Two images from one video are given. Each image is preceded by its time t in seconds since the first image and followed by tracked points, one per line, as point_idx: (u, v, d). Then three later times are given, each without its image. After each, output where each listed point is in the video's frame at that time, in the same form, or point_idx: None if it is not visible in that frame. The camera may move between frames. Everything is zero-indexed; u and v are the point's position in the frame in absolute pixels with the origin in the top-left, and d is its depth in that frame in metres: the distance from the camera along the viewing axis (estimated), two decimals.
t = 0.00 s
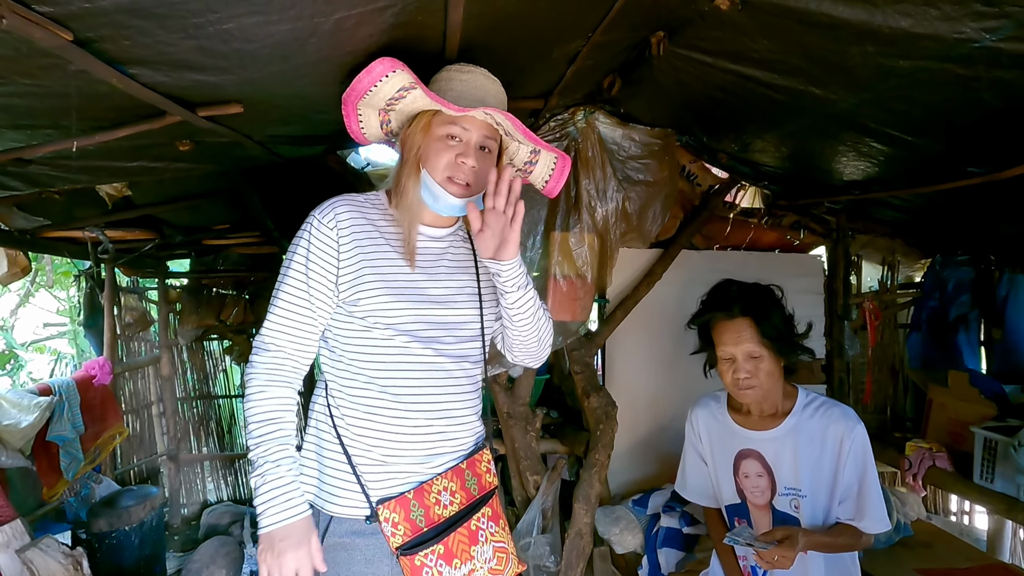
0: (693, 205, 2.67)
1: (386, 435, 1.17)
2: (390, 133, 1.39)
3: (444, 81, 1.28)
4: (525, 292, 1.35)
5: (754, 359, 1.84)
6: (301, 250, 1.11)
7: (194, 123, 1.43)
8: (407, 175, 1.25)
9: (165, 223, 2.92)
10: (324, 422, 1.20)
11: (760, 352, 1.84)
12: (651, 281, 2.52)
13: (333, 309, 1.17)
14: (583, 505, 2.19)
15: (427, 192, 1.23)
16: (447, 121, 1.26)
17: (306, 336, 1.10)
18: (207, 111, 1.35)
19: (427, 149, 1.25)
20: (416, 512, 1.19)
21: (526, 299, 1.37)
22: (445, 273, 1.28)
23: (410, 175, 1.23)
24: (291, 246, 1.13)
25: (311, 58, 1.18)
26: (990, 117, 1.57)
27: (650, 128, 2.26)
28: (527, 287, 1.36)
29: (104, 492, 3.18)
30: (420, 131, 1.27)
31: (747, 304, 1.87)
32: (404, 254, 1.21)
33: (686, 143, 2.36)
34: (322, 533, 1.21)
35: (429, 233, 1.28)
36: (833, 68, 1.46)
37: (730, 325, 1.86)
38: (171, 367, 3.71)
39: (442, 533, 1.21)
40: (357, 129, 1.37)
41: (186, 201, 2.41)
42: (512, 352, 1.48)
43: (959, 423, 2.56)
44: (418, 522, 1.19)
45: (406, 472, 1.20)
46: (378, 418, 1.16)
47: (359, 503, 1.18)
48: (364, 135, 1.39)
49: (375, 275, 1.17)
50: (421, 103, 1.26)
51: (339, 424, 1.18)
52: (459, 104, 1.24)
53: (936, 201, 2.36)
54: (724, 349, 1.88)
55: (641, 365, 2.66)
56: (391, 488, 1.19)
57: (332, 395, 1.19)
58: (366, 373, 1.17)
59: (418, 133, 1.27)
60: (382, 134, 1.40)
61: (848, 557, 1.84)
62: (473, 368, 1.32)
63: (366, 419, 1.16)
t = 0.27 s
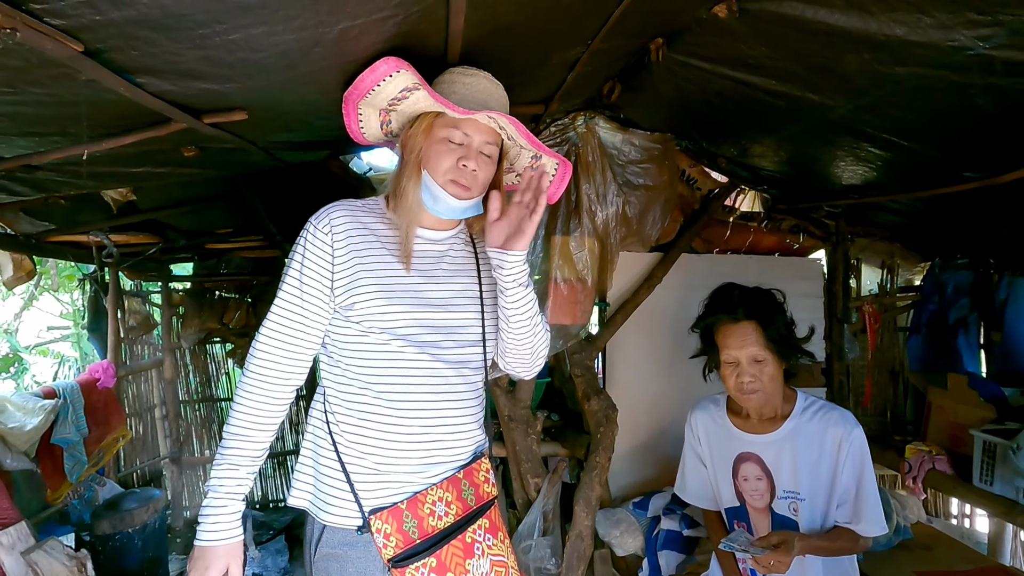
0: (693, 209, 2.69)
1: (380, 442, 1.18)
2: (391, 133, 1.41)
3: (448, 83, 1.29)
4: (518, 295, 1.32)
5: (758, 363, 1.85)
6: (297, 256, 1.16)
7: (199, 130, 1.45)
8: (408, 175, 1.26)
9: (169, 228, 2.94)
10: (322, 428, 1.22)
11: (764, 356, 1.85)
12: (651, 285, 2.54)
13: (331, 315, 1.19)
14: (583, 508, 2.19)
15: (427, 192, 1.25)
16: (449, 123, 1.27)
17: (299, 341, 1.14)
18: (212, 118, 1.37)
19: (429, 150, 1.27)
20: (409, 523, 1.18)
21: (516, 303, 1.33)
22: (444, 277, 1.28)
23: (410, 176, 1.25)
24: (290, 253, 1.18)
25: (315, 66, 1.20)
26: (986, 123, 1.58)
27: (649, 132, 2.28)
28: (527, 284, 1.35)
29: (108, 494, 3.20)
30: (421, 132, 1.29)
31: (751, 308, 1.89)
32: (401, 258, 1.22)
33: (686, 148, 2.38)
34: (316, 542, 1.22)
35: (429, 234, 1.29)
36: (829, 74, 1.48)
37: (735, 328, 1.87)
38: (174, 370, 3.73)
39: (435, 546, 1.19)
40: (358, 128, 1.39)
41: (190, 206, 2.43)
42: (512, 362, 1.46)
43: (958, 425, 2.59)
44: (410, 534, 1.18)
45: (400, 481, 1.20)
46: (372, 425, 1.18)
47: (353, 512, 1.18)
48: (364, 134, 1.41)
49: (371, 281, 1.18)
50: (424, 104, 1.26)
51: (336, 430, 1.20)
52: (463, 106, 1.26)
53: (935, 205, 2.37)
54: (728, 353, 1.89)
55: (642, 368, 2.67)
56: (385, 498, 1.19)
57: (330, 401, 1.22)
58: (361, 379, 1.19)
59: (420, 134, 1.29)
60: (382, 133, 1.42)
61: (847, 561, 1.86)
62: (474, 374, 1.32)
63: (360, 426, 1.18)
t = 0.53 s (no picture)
0: (694, 211, 2.70)
1: (375, 446, 1.18)
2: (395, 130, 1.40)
3: (459, 83, 1.31)
4: (508, 305, 1.33)
5: (762, 366, 1.87)
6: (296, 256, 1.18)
7: (205, 132, 1.47)
8: (415, 175, 1.25)
9: (173, 228, 2.95)
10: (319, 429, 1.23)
11: (768, 360, 1.87)
12: (653, 287, 2.55)
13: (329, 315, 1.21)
14: (585, 509, 2.20)
15: (435, 194, 1.24)
16: (459, 124, 1.26)
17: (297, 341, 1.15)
18: (217, 120, 1.39)
19: (437, 150, 1.25)
20: (402, 531, 1.19)
21: (514, 309, 1.34)
22: (445, 279, 1.29)
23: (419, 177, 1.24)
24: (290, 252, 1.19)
25: (320, 69, 1.21)
26: (987, 127, 1.59)
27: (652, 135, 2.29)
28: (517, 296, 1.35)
29: (111, 493, 3.22)
30: (430, 131, 1.27)
31: (757, 310, 1.88)
32: (402, 257, 1.24)
33: (688, 150, 2.39)
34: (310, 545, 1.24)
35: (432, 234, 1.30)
36: (831, 78, 1.49)
37: (739, 331, 1.88)
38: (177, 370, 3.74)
39: (428, 555, 1.20)
40: (363, 122, 1.38)
41: (193, 207, 2.44)
42: (510, 371, 1.46)
43: (959, 428, 2.66)
44: (404, 542, 1.19)
45: (393, 488, 1.21)
46: (367, 428, 1.18)
47: (346, 515, 1.19)
48: (368, 128, 1.40)
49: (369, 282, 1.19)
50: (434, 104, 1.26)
51: (332, 431, 1.21)
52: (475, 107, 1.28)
53: (936, 208, 2.38)
54: (732, 355, 1.90)
55: (644, 370, 2.68)
56: (379, 504, 1.20)
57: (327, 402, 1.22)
58: (357, 382, 1.19)
59: (429, 133, 1.27)
60: (387, 130, 1.41)
61: (848, 564, 1.86)
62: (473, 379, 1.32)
63: (355, 429, 1.18)
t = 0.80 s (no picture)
0: (691, 215, 2.71)
1: (374, 451, 1.18)
2: (393, 133, 1.41)
3: (457, 86, 1.31)
4: (508, 305, 1.33)
5: (760, 369, 1.88)
6: (295, 259, 1.17)
7: (203, 137, 1.47)
8: (414, 174, 1.25)
9: (171, 232, 2.96)
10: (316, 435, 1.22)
11: (767, 363, 1.88)
12: (650, 290, 2.56)
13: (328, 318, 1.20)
14: (582, 512, 2.21)
15: (434, 192, 1.24)
16: (458, 123, 1.27)
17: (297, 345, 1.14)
18: (216, 125, 1.39)
19: (436, 149, 1.26)
20: (401, 538, 1.20)
21: (513, 313, 1.35)
22: (444, 282, 1.30)
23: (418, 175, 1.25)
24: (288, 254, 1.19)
25: (318, 74, 1.22)
26: (980, 131, 1.60)
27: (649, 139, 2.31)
28: (519, 296, 1.36)
29: (108, 497, 3.22)
30: (429, 131, 1.28)
31: (755, 314, 1.89)
32: (402, 260, 1.24)
33: (685, 154, 2.40)
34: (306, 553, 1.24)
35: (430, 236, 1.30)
36: (826, 83, 1.50)
37: (739, 334, 1.89)
38: (175, 373, 3.74)
39: (427, 561, 1.21)
40: (360, 125, 1.38)
41: (192, 211, 2.45)
42: (508, 372, 1.47)
43: (956, 431, 2.63)
44: (402, 548, 1.19)
45: (392, 494, 1.21)
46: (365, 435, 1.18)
47: (343, 521, 1.19)
48: (365, 131, 1.41)
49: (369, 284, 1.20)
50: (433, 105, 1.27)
51: (329, 437, 1.20)
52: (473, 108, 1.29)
53: (931, 212, 2.39)
54: (731, 358, 1.90)
55: (642, 372, 2.68)
56: (376, 510, 1.20)
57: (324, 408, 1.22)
58: (356, 387, 1.19)
59: (428, 132, 1.27)
60: (383, 132, 1.41)
61: (843, 565, 1.87)
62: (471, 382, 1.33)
63: (354, 435, 1.18)
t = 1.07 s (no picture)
0: (687, 216, 2.71)
1: (377, 453, 1.17)
2: (389, 136, 1.40)
3: (455, 89, 1.32)
4: (508, 304, 1.36)
5: (758, 370, 1.88)
6: (299, 255, 1.14)
7: (199, 139, 1.47)
8: (414, 179, 1.25)
9: (167, 234, 2.95)
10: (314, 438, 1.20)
11: (764, 364, 1.88)
12: (646, 291, 2.56)
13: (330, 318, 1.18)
14: (579, 513, 2.21)
15: (433, 197, 1.24)
16: (456, 126, 1.27)
17: (300, 345, 1.12)
18: (211, 128, 1.39)
19: (435, 152, 1.25)
20: (404, 540, 1.19)
21: (515, 311, 1.37)
22: (446, 282, 1.30)
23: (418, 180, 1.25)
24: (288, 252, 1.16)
25: (313, 77, 1.22)
26: (973, 133, 1.61)
27: (644, 141, 2.31)
28: (520, 296, 1.38)
29: (104, 501, 3.21)
30: (428, 135, 1.27)
31: (753, 315, 1.90)
32: (405, 259, 1.24)
33: (680, 156, 2.41)
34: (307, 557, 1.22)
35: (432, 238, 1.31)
36: (820, 85, 1.51)
37: (738, 335, 1.89)
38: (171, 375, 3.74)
39: (431, 561, 1.21)
40: (356, 128, 1.38)
41: (187, 213, 2.45)
42: (504, 369, 1.49)
43: (952, 431, 2.63)
44: (405, 550, 1.19)
45: (394, 497, 1.20)
46: (368, 437, 1.17)
47: (344, 525, 1.17)
48: (361, 134, 1.41)
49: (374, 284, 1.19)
50: (432, 109, 1.27)
51: (329, 440, 1.19)
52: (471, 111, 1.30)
53: (926, 213, 2.40)
54: (729, 359, 1.91)
55: (639, 373, 2.69)
56: (377, 514, 1.19)
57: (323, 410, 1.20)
58: (359, 389, 1.17)
59: (426, 135, 1.27)
60: (380, 135, 1.41)
61: (839, 565, 1.87)
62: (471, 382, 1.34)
63: (357, 437, 1.17)
